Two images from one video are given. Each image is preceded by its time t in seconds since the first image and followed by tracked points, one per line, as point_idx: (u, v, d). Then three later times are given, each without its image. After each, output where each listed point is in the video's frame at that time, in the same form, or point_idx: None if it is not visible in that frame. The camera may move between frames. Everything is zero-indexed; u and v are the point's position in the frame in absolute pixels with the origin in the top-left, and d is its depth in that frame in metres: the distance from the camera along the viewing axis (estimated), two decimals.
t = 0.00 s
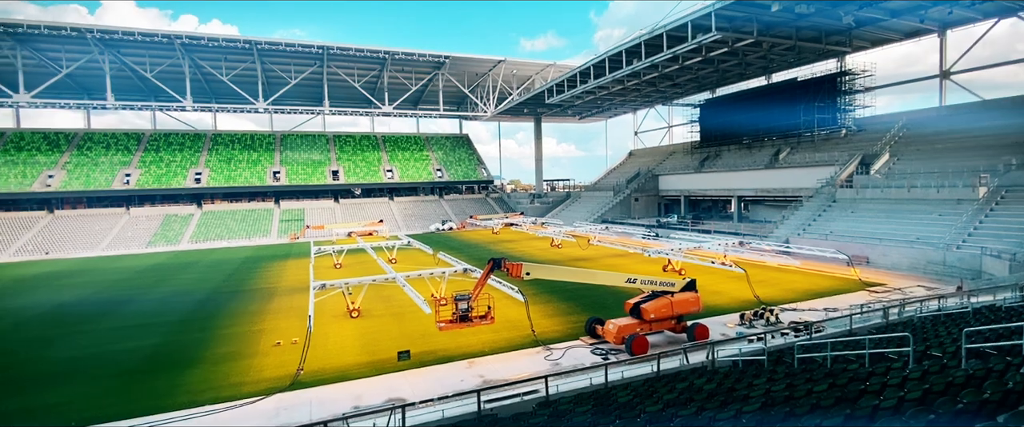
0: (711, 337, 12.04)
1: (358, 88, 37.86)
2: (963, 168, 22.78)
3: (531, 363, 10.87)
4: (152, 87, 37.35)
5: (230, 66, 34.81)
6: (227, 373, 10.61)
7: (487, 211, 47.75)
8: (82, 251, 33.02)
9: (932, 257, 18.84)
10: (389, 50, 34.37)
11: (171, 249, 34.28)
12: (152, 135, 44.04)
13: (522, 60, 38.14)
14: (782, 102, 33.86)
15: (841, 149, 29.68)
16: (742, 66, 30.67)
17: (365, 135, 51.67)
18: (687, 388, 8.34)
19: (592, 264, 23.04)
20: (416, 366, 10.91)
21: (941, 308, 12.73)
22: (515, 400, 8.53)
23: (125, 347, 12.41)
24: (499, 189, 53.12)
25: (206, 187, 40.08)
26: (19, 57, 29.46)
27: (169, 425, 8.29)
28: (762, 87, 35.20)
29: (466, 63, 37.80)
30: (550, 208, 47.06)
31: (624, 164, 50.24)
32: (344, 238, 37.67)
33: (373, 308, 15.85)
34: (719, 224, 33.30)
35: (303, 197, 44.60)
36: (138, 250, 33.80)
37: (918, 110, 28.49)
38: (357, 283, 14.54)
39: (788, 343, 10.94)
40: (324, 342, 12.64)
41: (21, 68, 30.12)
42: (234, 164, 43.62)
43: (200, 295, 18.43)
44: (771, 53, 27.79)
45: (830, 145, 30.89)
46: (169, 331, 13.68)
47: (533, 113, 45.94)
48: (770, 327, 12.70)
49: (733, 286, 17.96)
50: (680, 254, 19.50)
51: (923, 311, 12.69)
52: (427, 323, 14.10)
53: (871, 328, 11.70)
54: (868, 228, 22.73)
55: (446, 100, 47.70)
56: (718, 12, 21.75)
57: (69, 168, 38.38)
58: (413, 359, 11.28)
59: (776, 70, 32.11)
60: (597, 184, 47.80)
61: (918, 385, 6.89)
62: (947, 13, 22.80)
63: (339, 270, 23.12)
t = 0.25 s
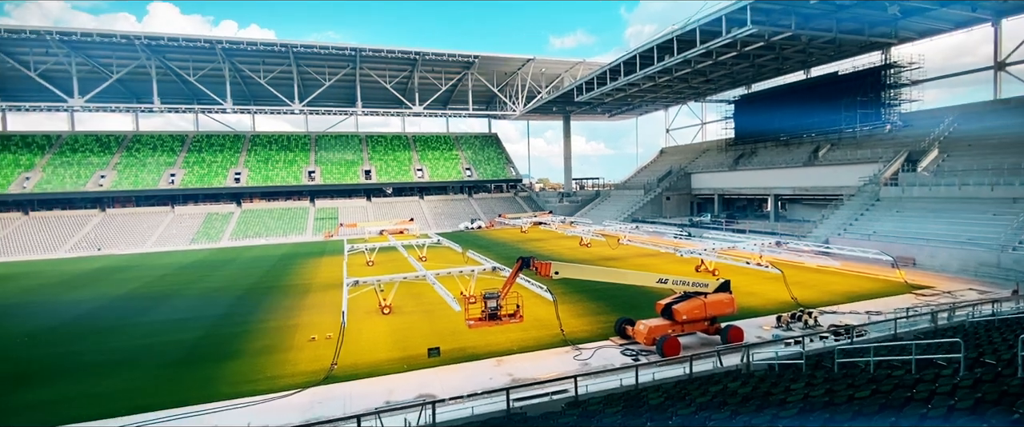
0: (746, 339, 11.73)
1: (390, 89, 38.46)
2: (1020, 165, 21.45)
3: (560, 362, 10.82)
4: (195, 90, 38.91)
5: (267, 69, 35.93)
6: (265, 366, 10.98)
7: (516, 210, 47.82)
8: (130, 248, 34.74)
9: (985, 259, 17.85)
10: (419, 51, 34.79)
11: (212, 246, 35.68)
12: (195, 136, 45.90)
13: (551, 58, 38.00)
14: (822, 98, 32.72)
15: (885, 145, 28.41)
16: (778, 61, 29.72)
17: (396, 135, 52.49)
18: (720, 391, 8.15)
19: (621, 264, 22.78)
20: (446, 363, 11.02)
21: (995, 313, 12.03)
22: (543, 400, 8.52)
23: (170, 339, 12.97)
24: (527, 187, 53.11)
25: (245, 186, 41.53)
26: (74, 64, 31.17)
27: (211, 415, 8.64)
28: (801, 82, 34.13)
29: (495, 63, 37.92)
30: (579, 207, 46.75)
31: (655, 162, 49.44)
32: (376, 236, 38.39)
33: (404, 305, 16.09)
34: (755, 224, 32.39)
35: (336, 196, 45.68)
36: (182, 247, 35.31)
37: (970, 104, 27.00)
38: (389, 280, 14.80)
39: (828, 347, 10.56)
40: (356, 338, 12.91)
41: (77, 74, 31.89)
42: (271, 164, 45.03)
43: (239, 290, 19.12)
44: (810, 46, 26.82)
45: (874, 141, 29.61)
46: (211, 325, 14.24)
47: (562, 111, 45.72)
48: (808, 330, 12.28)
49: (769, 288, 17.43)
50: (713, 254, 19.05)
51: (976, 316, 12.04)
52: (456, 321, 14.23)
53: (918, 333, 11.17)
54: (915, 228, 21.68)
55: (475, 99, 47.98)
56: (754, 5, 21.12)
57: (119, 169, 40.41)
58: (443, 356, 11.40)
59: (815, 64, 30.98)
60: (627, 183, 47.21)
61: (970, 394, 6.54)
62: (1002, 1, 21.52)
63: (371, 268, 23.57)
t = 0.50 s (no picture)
0: (785, 343, 11.36)
1: (422, 89, 38.97)
2: None
3: (591, 362, 10.76)
4: (237, 93, 40.40)
5: (304, 72, 36.97)
6: (302, 360, 11.32)
7: (547, 209, 47.72)
8: (178, 245, 36.43)
9: None
10: (450, 51, 35.12)
11: (253, 244, 37.04)
12: (237, 138, 47.71)
13: (582, 55, 37.72)
14: (870, 92, 31.43)
15: (938, 141, 26.93)
16: (820, 54, 28.60)
17: (428, 134, 53.17)
18: (757, 395, 7.93)
19: (654, 264, 22.41)
20: (477, 361, 11.13)
21: None
22: (574, 400, 8.47)
23: (214, 332, 13.56)
24: (558, 186, 52.92)
25: (284, 186, 42.91)
26: (126, 70, 32.86)
27: (252, 407, 8.97)
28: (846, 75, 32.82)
29: (525, 61, 37.92)
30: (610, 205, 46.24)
31: (689, 160, 48.43)
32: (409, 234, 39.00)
33: (436, 302, 16.32)
34: (794, 223, 31.33)
35: (370, 195, 46.64)
36: (225, 244, 36.81)
37: None
38: (421, 278, 15.04)
39: (873, 352, 10.11)
40: (390, 334, 13.18)
41: (129, 80, 33.62)
42: (309, 164, 46.36)
43: (278, 286, 19.79)
44: (855, 38, 25.72)
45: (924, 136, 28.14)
46: (252, 319, 14.79)
47: (593, 109, 45.32)
48: (851, 334, 11.80)
49: (809, 290, 16.82)
50: (750, 254, 18.53)
51: None
52: (487, 319, 14.33)
53: (973, 339, 10.57)
54: (969, 228, 20.50)
55: (506, 98, 48.11)
56: None
57: (167, 169, 42.42)
58: (474, 353, 11.53)
59: (860, 56, 29.69)
60: (660, 181, 46.43)
61: None
62: None
63: (404, 265, 23.99)
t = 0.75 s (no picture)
0: (829, 347, 10.91)
1: (454, 89, 39.34)
2: None
3: (625, 363, 10.61)
4: (278, 96, 41.79)
5: (341, 74, 37.88)
6: (340, 355, 11.62)
7: (579, 207, 47.41)
8: (223, 242, 38.03)
9: None
10: (483, 51, 35.31)
11: (293, 241, 38.29)
12: (277, 139, 49.37)
13: (615, 52, 37.25)
14: (921, 86, 29.57)
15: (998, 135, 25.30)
16: (867, 45, 27.29)
17: (460, 134, 53.63)
18: (800, 401, 7.64)
19: (689, 264, 21.94)
20: (509, 359, 11.16)
21: None
22: (608, 400, 8.38)
23: (257, 327, 14.08)
24: (590, 185, 52.47)
25: (322, 185, 44.15)
26: (176, 75, 34.47)
27: (292, 399, 9.27)
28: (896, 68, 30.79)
29: (558, 59, 37.74)
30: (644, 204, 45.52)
31: (726, 157, 47.15)
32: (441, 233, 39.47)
33: (468, 300, 16.46)
34: (839, 223, 30.06)
35: (404, 194, 47.43)
36: (266, 241, 38.17)
37: None
38: (454, 276, 15.19)
39: (926, 358, 9.59)
40: (424, 330, 13.37)
41: (179, 85, 35.26)
42: (345, 164, 47.53)
43: (316, 282, 20.38)
44: (905, 28, 24.43)
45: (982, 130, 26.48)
46: (292, 315, 15.28)
47: (626, 106, 44.69)
48: (901, 339, 11.23)
49: (855, 292, 16.10)
50: (791, 255, 17.88)
51: None
52: (520, 317, 14.36)
53: None
54: None
55: (538, 97, 48.02)
56: None
57: (213, 170, 44.32)
58: (506, 352, 11.57)
59: (911, 47, 28.18)
60: (696, 179, 45.39)
61: None
62: None
63: (437, 263, 24.30)
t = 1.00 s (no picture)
0: (878, 352, 10.42)
1: (488, 88, 39.53)
2: None
3: (661, 365, 10.44)
4: (317, 98, 43.03)
5: (377, 76, 38.67)
6: (377, 350, 11.92)
7: (613, 206, 46.87)
8: (267, 239, 39.54)
9: None
10: (516, 50, 35.32)
11: (332, 239, 39.43)
12: (317, 140, 50.87)
13: (651, 48, 36.60)
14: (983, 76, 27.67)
15: None
16: (920, 35, 25.82)
17: (493, 133, 53.89)
18: (846, 408, 7.33)
19: (728, 264, 21.36)
20: (543, 357, 11.16)
21: None
22: (644, 402, 8.26)
23: (298, 321, 14.58)
24: (624, 183, 51.78)
25: (359, 185, 45.26)
26: (223, 80, 36.01)
27: (332, 392, 9.55)
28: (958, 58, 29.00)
29: (591, 56, 37.38)
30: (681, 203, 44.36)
31: (767, 154, 45.61)
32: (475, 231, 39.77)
33: (502, 298, 16.54)
34: (889, 222, 28.63)
35: (438, 193, 48.04)
36: (306, 239, 39.43)
37: None
38: (487, 274, 15.28)
39: (985, 366, 9.03)
40: (458, 327, 13.52)
41: (225, 89, 36.79)
42: (382, 164, 48.55)
43: (354, 279, 20.92)
44: (964, 15, 22.99)
45: None
46: (331, 310, 15.74)
47: (662, 103, 43.84)
48: (957, 345, 10.62)
49: (907, 295, 15.30)
50: (837, 255, 17.15)
51: None
52: (553, 316, 14.33)
53: None
54: None
55: (571, 95, 47.71)
56: None
57: (257, 170, 46.10)
58: (540, 350, 11.57)
59: (969, 35, 26.52)
60: (735, 177, 44.11)
61: None
62: None
63: (471, 262, 24.52)
